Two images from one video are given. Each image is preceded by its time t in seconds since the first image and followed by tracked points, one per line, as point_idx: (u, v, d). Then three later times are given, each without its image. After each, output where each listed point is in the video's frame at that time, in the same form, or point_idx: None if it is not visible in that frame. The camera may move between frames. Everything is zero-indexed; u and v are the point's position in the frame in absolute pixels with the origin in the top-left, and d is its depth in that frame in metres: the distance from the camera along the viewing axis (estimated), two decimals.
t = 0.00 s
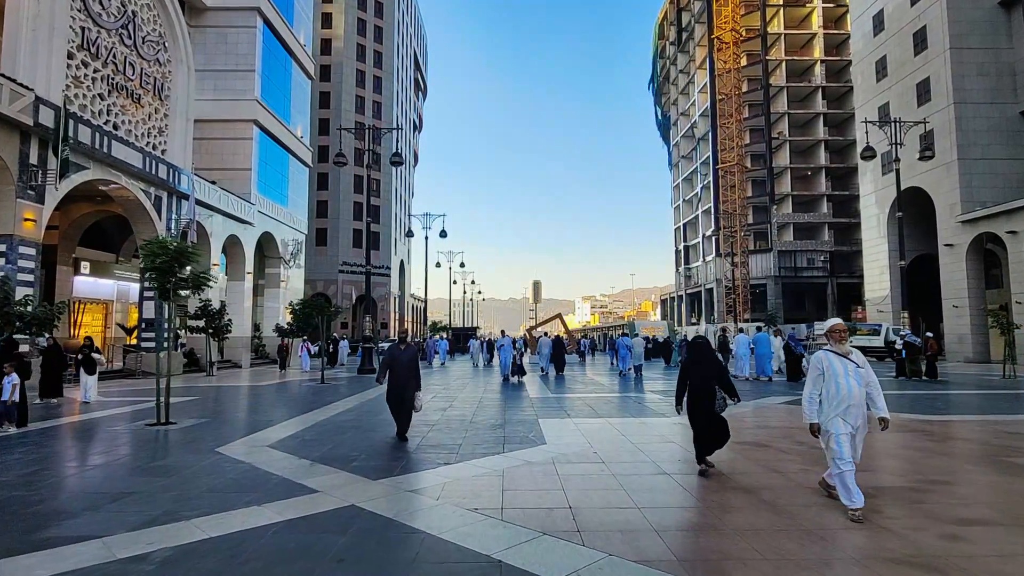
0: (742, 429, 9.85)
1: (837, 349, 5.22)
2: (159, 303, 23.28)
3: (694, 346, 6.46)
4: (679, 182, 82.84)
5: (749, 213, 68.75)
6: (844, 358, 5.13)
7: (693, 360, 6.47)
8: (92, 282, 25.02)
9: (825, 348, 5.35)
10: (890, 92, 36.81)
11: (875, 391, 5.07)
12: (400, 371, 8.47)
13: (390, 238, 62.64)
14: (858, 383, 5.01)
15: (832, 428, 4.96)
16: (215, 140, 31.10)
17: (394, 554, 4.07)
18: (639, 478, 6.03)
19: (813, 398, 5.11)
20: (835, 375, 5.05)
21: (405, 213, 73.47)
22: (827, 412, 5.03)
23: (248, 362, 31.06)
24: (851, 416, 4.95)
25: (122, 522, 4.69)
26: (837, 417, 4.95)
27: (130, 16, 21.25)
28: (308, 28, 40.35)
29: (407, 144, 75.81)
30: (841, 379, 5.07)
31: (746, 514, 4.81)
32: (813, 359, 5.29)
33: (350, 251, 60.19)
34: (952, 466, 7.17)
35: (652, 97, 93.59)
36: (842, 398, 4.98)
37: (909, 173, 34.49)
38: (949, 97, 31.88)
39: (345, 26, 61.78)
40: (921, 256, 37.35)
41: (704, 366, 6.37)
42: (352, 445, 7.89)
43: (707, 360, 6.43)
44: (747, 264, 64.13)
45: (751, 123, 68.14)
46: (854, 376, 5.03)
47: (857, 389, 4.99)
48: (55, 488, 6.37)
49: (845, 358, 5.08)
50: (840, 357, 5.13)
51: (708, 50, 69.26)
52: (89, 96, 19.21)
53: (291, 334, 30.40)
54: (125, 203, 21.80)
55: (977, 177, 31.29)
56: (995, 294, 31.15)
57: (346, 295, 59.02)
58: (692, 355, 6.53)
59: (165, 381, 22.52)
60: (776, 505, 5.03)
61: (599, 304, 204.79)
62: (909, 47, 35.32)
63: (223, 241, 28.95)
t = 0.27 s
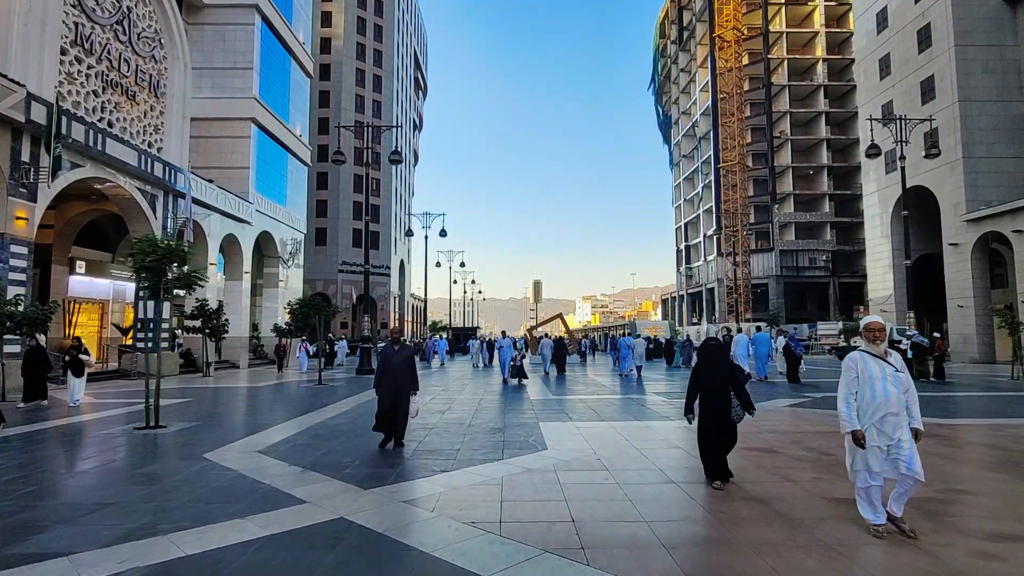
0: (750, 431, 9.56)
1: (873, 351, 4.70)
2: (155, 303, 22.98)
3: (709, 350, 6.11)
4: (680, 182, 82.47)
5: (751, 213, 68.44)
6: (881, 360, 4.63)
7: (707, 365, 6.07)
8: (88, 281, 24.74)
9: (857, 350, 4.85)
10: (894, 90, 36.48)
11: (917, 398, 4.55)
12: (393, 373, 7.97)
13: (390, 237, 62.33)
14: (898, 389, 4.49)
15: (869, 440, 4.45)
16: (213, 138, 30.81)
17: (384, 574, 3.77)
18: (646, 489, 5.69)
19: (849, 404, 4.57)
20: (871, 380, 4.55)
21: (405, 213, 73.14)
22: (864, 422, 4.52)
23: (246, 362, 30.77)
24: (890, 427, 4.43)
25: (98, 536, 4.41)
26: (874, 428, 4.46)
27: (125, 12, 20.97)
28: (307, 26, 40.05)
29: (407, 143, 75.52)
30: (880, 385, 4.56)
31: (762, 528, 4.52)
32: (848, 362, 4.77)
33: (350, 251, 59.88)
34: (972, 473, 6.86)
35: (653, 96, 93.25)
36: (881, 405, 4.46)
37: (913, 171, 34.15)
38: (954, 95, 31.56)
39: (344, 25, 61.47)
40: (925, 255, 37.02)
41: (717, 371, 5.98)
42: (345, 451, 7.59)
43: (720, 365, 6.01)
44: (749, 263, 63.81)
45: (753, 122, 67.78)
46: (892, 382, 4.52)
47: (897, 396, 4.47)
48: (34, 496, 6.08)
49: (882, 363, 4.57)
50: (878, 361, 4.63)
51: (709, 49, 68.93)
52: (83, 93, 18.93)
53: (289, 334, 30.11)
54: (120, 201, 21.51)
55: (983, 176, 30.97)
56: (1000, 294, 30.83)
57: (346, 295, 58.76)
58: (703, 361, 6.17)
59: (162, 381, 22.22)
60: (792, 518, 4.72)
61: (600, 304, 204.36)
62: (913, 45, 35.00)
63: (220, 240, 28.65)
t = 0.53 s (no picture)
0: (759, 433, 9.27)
1: (929, 355, 4.17)
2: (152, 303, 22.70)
3: (729, 351, 5.58)
4: (681, 181, 82.15)
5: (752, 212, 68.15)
6: (939, 367, 4.12)
7: (726, 369, 5.53)
8: (84, 281, 24.49)
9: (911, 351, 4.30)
10: (898, 88, 36.17)
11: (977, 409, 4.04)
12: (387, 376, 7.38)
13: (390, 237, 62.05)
14: (956, 400, 3.99)
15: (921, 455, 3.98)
16: (211, 136, 30.54)
17: None
18: (656, 497, 5.40)
19: (900, 412, 4.07)
20: (927, 389, 4.06)
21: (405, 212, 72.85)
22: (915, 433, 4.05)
23: (244, 363, 30.51)
24: (944, 441, 3.95)
25: (73, 550, 4.14)
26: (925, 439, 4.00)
27: (121, 8, 20.69)
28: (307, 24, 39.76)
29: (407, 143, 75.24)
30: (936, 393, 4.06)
31: (780, 541, 4.24)
32: (899, 365, 4.25)
33: (350, 251, 59.61)
34: (994, 479, 6.57)
35: (654, 96, 92.93)
36: (935, 418, 3.98)
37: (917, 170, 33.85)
38: (959, 93, 31.27)
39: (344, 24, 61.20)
40: (928, 254, 36.72)
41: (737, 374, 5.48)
42: (341, 455, 7.31)
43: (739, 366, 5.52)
44: (750, 263, 63.52)
45: (755, 121, 67.47)
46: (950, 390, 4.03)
47: (956, 409, 3.98)
48: (14, 504, 5.82)
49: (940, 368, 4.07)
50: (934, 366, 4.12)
51: (711, 48, 68.62)
52: (78, 89, 18.65)
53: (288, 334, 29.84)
54: (116, 200, 21.23)
55: (988, 174, 30.67)
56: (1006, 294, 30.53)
57: (346, 295, 58.47)
58: (720, 363, 5.65)
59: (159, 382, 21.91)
60: (813, 529, 4.44)
61: (600, 304, 204.01)
62: (917, 42, 34.69)
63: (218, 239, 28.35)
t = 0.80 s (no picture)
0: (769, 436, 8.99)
1: (1004, 358, 3.53)
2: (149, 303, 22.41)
3: (764, 354, 5.05)
4: (683, 181, 81.85)
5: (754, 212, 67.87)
6: (1015, 368, 3.48)
7: (759, 373, 5.00)
8: (81, 281, 24.23)
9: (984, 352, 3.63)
10: (902, 86, 35.90)
11: None
12: (378, 379, 6.83)
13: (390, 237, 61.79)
14: None
15: (993, 473, 3.41)
16: (209, 135, 30.27)
17: None
18: (667, 508, 5.10)
19: (959, 422, 3.53)
20: (998, 394, 3.45)
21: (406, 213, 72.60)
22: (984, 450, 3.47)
23: (243, 363, 30.23)
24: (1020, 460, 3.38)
25: (44, 567, 3.85)
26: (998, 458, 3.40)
27: (117, 3, 20.42)
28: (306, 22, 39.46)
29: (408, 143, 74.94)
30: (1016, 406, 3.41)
31: (802, 556, 3.97)
32: (965, 366, 3.60)
33: (350, 251, 59.33)
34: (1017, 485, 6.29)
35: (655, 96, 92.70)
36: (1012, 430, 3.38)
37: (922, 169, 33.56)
38: (965, 91, 30.98)
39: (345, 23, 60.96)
40: (933, 254, 36.41)
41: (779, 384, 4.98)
42: (336, 461, 6.99)
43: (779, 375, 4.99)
44: (752, 263, 63.24)
45: (756, 120, 67.19)
46: None
47: None
48: None
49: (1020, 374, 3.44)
50: (1011, 371, 3.47)
51: (712, 47, 68.37)
52: (72, 86, 18.37)
53: (286, 334, 29.56)
54: (112, 198, 20.96)
55: (994, 173, 30.37)
56: (1012, 293, 30.21)
57: (346, 295, 58.25)
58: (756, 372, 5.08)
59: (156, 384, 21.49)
60: (836, 544, 4.15)
61: (601, 304, 203.84)
62: (921, 40, 34.40)
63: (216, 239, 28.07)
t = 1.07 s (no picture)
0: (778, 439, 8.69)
1: None
2: (146, 303, 22.16)
3: (799, 353, 4.54)
4: (684, 181, 81.56)
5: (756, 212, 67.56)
6: None
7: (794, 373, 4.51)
8: (77, 281, 23.98)
9: None
10: (907, 84, 35.59)
11: None
12: (369, 383, 6.00)
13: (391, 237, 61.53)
14: None
15: None
16: (207, 134, 30.01)
17: None
18: (679, 519, 4.81)
19: None
20: None
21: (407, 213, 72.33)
22: None
23: (242, 364, 29.99)
24: None
25: None
26: None
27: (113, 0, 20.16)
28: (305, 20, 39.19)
29: (408, 142, 74.69)
30: None
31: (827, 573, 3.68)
32: None
33: (350, 251, 59.08)
34: None
35: (656, 95, 92.38)
36: None
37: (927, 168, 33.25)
38: (970, 89, 30.67)
39: (345, 22, 60.71)
40: (938, 254, 36.12)
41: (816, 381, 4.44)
42: (330, 467, 6.70)
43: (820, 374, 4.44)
44: (754, 264, 62.95)
45: (758, 120, 66.87)
46: None
47: None
48: None
49: None
50: None
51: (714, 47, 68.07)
52: (67, 83, 18.11)
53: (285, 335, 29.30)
54: (108, 197, 20.69)
55: (999, 172, 30.07)
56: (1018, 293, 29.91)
57: (347, 295, 57.99)
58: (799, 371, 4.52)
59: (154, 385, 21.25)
60: (861, 559, 3.88)
61: (603, 305, 203.46)
62: (926, 38, 34.09)
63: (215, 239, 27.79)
